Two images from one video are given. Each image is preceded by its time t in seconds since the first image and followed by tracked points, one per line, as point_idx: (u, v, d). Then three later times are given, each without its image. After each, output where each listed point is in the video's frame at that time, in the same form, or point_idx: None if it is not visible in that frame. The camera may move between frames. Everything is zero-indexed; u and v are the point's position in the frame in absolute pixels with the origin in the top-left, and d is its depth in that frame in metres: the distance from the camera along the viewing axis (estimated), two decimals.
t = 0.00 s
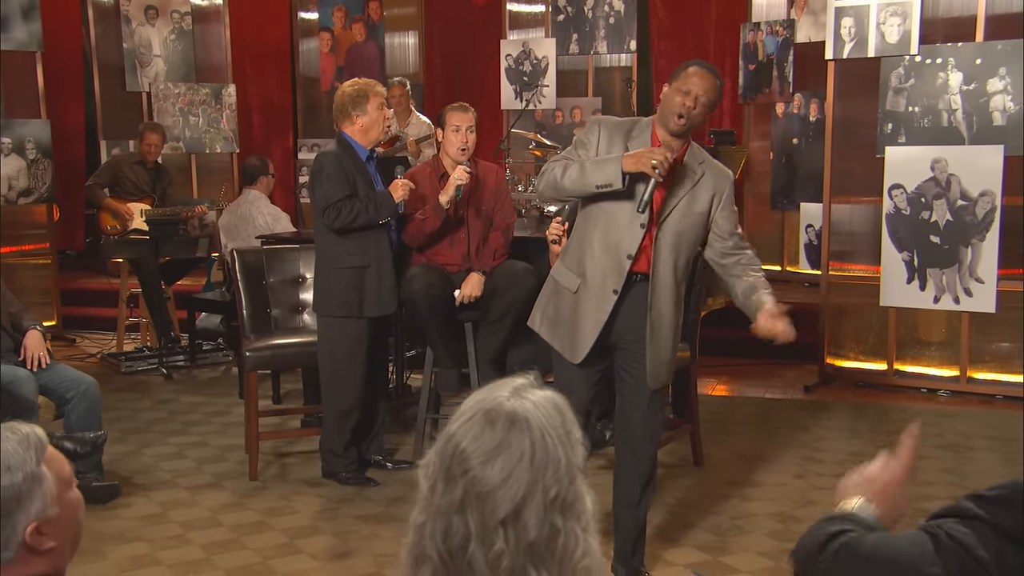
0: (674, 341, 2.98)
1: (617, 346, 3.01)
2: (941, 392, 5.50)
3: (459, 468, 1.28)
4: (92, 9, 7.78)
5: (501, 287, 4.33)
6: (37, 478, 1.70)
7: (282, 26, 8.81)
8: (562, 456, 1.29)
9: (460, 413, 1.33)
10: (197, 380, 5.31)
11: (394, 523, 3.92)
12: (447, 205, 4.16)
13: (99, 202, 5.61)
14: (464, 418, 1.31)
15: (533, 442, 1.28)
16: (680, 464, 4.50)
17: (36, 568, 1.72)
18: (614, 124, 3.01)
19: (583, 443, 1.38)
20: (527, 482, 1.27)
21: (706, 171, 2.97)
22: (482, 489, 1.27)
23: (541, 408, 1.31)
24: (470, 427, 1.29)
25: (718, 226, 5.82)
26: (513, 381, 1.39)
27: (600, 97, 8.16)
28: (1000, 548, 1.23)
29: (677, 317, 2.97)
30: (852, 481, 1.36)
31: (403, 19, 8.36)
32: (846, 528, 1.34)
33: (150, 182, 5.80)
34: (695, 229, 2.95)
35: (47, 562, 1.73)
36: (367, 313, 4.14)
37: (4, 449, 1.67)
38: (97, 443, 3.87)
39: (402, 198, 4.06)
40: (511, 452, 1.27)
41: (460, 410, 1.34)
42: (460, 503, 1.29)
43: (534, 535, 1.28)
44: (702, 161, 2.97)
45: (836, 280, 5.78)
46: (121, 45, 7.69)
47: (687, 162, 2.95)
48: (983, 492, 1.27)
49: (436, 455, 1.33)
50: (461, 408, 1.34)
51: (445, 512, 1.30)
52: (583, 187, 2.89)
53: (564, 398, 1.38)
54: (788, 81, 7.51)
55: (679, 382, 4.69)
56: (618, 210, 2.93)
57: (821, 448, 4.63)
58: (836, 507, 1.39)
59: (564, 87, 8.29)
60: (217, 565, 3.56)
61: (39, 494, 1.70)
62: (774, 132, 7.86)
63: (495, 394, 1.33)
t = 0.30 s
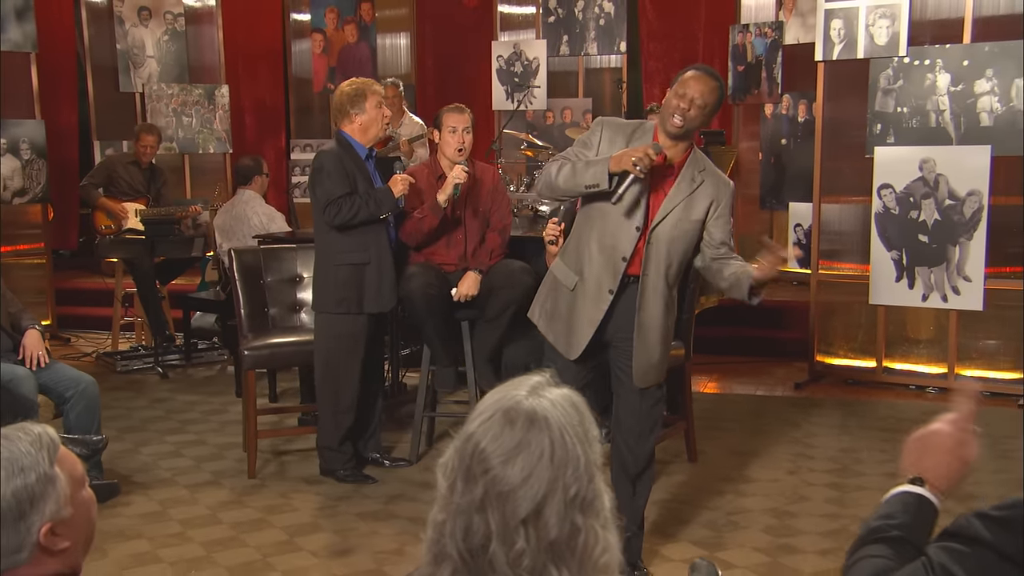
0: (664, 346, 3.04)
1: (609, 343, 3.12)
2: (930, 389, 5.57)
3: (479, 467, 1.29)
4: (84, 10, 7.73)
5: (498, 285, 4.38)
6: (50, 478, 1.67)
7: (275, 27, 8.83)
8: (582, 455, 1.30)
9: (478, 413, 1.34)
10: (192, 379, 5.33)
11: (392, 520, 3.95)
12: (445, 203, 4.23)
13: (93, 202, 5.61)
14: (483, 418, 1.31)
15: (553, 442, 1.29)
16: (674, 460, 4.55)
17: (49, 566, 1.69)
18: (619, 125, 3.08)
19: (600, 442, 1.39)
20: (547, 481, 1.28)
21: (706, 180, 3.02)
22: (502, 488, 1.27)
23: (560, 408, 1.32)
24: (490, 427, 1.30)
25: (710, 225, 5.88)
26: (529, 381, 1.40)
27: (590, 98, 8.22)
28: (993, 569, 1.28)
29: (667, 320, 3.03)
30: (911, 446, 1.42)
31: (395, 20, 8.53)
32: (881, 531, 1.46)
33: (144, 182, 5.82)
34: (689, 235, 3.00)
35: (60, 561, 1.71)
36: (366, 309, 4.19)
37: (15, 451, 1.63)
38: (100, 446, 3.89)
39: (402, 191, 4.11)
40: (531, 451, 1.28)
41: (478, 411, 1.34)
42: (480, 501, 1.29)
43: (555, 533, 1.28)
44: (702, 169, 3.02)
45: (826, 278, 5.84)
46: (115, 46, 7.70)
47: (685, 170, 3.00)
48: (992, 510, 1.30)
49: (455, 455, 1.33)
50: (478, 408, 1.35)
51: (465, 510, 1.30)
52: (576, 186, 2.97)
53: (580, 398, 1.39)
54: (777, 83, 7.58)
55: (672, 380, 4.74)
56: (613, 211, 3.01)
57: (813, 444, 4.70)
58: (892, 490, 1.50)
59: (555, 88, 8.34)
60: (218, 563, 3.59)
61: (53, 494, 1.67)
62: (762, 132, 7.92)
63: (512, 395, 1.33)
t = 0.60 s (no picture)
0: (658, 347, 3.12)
1: (604, 341, 3.20)
2: (920, 385, 5.64)
3: (503, 460, 1.30)
4: (79, 10, 7.75)
5: (496, 283, 4.42)
6: (72, 468, 1.66)
7: (269, 27, 8.85)
8: (604, 449, 1.32)
9: (501, 408, 1.35)
10: (189, 376, 5.36)
11: (392, 516, 3.99)
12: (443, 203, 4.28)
13: (90, 201, 5.64)
14: (506, 413, 1.33)
15: (577, 435, 1.30)
16: (670, 456, 4.61)
17: (73, 558, 1.69)
18: (610, 129, 3.16)
19: (621, 436, 1.40)
20: (571, 474, 1.29)
21: (698, 182, 3.07)
22: (526, 481, 1.29)
23: (583, 403, 1.33)
24: (513, 422, 1.31)
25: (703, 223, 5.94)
26: (549, 376, 1.41)
27: (582, 98, 8.26)
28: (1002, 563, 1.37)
29: (660, 322, 3.10)
30: (935, 444, 1.49)
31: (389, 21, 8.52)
32: (897, 531, 1.53)
33: (141, 182, 5.83)
34: (681, 237, 3.06)
35: (83, 551, 1.71)
36: (365, 309, 4.22)
37: (35, 442, 1.62)
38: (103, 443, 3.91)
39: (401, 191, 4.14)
40: (555, 445, 1.29)
41: (501, 405, 1.36)
42: (504, 495, 1.30)
43: (578, 526, 1.30)
44: (693, 171, 3.07)
45: (818, 275, 5.91)
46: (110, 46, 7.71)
47: (675, 174, 3.05)
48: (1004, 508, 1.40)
49: (478, 449, 1.34)
50: (499, 404, 1.36)
51: (489, 504, 1.31)
52: (566, 192, 3.06)
53: (600, 393, 1.41)
54: (767, 83, 7.59)
55: (668, 377, 4.79)
56: (604, 216, 3.09)
57: (807, 440, 4.76)
58: (907, 491, 1.58)
59: (548, 88, 8.39)
60: (220, 559, 3.62)
61: (75, 484, 1.66)
62: (753, 131, 7.92)
63: (535, 389, 1.35)
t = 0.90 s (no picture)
0: (648, 341, 3.29)
1: (595, 337, 3.38)
2: (911, 381, 5.70)
3: (525, 461, 1.34)
4: (78, 10, 7.83)
5: (496, 282, 4.46)
6: (101, 463, 1.69)
7: (266, 26, 8.88)
8: (624, 447, 1.35)
9: (519, 409, 1.39)
10: (189, 374, 5.39)
11: (395, 512, 4.03)
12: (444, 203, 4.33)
13: (90, 200, 5.63)
14: (526, 414, 1.37)
15: (597, 433, 1.34)
16: (668, 452, 4.66)
17: (100, 553, 1.70)
18: (594, 129, 3.31)
19: (638, 433, 1.44)
20: (594, 472, 1.32)
21: (678, 178, 3.21)
22: (550, 480, 1.32)
23: (599, 400, 1.37)
24: (533, 422, 1.35)
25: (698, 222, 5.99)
26: (564, 374, 1.45)
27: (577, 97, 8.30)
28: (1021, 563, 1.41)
29: (643, 316, 3.28)
30: (945, 440, 1.56)
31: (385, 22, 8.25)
32: (910, 526, 1.56)
33: (140, 181, 5.87)
34: (659, 232, 3.23)
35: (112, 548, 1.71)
36: (366, 308, 4.25)
37: (66, 438, 1.68)
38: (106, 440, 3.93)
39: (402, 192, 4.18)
40: (576, 444, 1.33)
41: (519, 406, 1.39)
42: (528, 495, 1.33)
43: (602, 523, 1.33)
44: (672, 167, 3.21)
45: (812, 273, 5.97)
46: (108, 46, 7.71)
47: (655, 171, 3.19)
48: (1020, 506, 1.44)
49: (500, 449, 1.38)
50: (517, 404, 1.40)
51: (512, 505, 1.34)
52: (549, 189, 3.24)
53: (615, 391, 1.45)
54: (761, 83, 7.54)
55: (667, 373, 4.84)
56: (585, 211, 3.26)
57: (802, 435, 4.81)
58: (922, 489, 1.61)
59: (542, 88, 8.43)
60: (226, 554, 3.65)
61: (105, 480, 1.69)
62: (746, 131, 7.98)
63: (551, 388, 1.39)
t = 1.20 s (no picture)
0: (639, 337, 3.39)
1: (583, 335, 3.46)
2: (907, 377, 5.75)
3: (546, 458, 1.36)
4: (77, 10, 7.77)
5: (498, 281, 4.50)
6: (127, 460, 1.72)
7: (265, 25, 8.90)
8: (636, 429, 1.39)
9: (529, 408, 1.41)
10: (192, 371, 5.44)
11: (400, 508, 4.07)
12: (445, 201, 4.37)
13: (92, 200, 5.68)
14: (537, 412, 1.39)
15: (610, 419, 1.37)
16: (668, 448, 4.70)
17: (127, 549, 1.72)
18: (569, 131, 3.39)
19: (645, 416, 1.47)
20: (614, 459, 1.36)
21: (653, 171, 3.30)
22: (574, 473, 1.35)
23: (606, 389, 1.40)
24: (548, 419, 1.38)
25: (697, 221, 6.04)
26: (564, 368, 1.48)
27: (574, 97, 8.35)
28: None
29: (629, 311, 3.36)
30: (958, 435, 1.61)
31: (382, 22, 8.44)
32: (929, 521, 1.62)
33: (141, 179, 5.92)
34: (638, 226, 3.33)
35: (138, 544, 1.73)
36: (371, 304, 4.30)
37: (92, 435, 1.71)
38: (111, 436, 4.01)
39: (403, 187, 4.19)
40: (592, 433, 1.36)
41: (528, 406, 1.42)
42: (553, 491, 1.36)
43: (628, 506, 1.36)
44: (647, 161, 3.30)
45: (809, 271, 6.02)
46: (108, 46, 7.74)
47: (630, 166, 3.28)
48: None
49: (517, 451, 1.40)
50: (523, 403, 1.43)
51: (539, 502, 1.36)
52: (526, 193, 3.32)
53: (615, 377, 1.49)
54: (756, 83, 7.69)
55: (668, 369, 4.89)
56: (564, 210, 3.34)
57: (801, 432, 4.87)
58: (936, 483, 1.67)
59: (539, 88, 8.49)
60: (234, 550, 3.69)
61: (131, 477, 1.72)
62: (742, 130, 8.02)
63: (557, 383, 1.42)
